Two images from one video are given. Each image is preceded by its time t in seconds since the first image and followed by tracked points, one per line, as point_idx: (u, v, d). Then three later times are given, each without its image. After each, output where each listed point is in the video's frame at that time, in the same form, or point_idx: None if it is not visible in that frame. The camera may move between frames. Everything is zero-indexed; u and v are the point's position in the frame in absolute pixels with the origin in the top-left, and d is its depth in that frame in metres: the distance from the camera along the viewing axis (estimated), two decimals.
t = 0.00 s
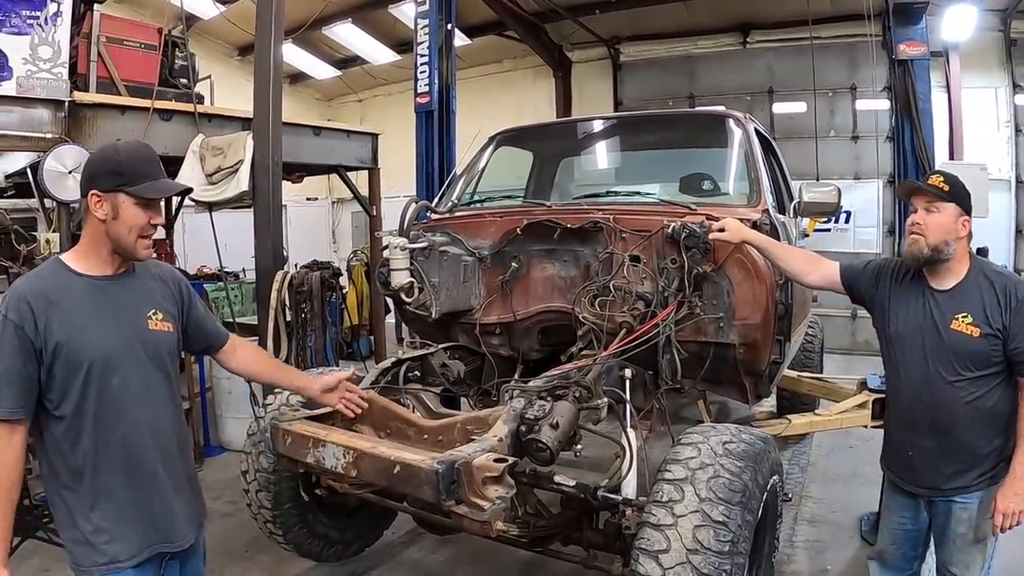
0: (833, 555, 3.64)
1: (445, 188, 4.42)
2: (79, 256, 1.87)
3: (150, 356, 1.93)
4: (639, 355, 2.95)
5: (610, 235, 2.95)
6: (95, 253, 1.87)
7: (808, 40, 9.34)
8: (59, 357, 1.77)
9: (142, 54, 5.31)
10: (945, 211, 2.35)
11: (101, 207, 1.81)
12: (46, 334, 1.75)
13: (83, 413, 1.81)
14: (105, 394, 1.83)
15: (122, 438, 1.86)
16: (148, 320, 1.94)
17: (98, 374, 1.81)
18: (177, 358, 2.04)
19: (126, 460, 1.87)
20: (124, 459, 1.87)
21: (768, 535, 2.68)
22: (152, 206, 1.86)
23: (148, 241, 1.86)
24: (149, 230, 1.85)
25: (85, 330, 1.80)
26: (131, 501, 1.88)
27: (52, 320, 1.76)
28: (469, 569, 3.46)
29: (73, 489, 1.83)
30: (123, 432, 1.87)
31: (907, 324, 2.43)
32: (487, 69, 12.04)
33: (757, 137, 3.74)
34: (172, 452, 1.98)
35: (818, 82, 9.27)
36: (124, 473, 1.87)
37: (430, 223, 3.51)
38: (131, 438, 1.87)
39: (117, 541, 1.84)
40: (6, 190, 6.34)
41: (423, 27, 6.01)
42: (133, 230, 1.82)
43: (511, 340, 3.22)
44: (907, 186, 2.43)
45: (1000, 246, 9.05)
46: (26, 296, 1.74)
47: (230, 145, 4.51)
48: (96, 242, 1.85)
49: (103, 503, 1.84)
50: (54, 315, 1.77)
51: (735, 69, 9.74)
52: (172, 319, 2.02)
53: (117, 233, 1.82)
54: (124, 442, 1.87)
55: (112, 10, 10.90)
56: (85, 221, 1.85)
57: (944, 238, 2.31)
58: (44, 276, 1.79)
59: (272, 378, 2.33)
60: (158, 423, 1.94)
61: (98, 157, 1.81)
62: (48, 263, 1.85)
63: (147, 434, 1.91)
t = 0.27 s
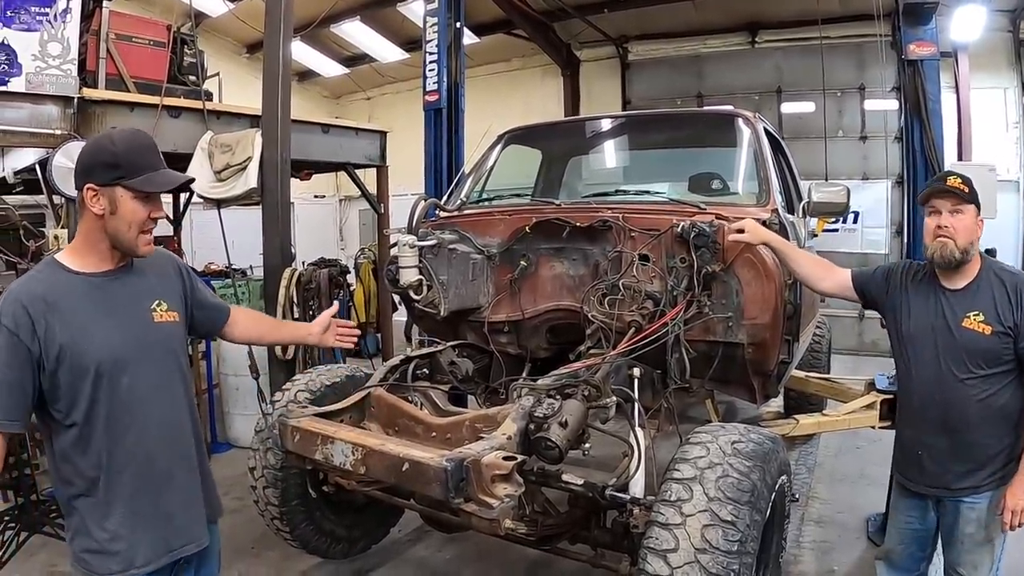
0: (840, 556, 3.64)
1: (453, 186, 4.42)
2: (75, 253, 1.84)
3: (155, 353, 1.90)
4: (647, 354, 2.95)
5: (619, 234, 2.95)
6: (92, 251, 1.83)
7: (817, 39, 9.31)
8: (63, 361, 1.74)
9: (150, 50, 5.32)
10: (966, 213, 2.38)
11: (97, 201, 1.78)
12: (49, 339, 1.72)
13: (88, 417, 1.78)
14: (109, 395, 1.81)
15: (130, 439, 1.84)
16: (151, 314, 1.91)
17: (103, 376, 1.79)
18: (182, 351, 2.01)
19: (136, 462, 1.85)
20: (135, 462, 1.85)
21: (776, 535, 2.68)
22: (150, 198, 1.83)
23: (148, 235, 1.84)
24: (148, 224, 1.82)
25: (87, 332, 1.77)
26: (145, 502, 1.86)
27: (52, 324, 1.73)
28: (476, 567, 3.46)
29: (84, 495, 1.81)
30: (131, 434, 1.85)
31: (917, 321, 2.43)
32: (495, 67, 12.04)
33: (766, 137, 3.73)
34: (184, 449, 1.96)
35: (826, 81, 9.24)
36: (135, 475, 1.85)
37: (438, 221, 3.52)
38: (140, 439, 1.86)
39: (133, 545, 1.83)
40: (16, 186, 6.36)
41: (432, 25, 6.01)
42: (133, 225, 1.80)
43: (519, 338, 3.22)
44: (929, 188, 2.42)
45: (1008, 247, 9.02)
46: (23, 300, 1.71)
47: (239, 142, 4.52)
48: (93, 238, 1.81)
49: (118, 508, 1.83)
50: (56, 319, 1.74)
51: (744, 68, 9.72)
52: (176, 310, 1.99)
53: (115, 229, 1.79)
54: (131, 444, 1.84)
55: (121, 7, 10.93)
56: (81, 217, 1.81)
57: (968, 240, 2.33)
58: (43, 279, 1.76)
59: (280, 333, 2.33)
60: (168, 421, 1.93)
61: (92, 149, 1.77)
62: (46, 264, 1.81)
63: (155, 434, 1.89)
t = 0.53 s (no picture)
0: (847, 553, 3.63)
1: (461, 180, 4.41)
2: (75, 249, 1.76)
3: (165, 351, 1.85)
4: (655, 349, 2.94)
5: (628, 228, 2.94)
6: (93, 248, 1.77)
7: (826, 34, 9.26)
8: (73, 366, 1.68)
9: (157, 44, 5.33)
10: (975, 214, 2.37)
11: (98, 195, 1.72)
12: (57, 344, 1.66)
13: (100, 422, 1.73)
14: (121, 399, 1.75)
15: (145, 443, 1.79)
16: (158, 311, 1.86)
17: (115, 379, 1.73)
18: (189, 348, 1.96)
19: (152, 465, 1.80)
20: (151, 466, 1.80)
21: (784, 531, 2.67)
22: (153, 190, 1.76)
23: (151, 229, 1.78)
24: (151, 220, 1.76)
25: (95, 334, 1.72)
26: (164, 506, 1.82)
27: (59, 328, 1.66)
28: (482, 562, 3.46)
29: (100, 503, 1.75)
30: (145, 437, 1.80)
31: (923, 316, 2.41)
32: (502, 62, 12.02)
33: (775, 132, 3.72)
34: (198, 448, 1.92)
35: (835, 77, 9.20)
36: (151, 479, 1.80)
37: (446, 215, 3.51)
38: (155, 442, 1.81)
39: (153, 550, 1.79)
40: (24, 179, 6.37)
41: (440, 18, 6.01)
42: (136, 220, 1.74)
43: (527, 332, 3.22)
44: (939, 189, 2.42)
45: (1017, 245, 8.98)
46: (26, 304, 1.64)
47: (247, 135, 4.53)
48: (92, 234, 1.74)
49: (138, 512, 1.78)
50: (62, 322, 1.67)
51: (752, 63, 9.68)
52: (181, 306, 1.94)
53: (116, 224, 1.73)
54: (146, 447, 1.79)
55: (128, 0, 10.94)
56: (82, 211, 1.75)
57: (977, 240, 2.32)
58: (44, 282, 1.69)
59: (274, 317, 2.29)
60: (182, 421, 1.88)
61: (93, 140, 1.70)
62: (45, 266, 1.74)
63: (169, 436, 1.84)
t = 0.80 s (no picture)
0: (855, 553, 3.62)
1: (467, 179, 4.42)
2: (77, 253, 1.73)
3: (171, 354, 1.84)
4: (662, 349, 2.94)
5: (635, 228, 2.94)
6: (91, 249, 1.73)
7: (832, 33, 9.23)
8: (83, 372, 1.64)
9: (164, 45, 5.32)
10: (978, 213, 2.35)
11: (83, 194, 1.69)
12: (68, 350, 1.62)
13: (109, 428, 1.70)
14: (129, 403, 1.73)
15: (153, 448, 1.78)
16: (164, 314, 1.85)
17: (124, 384, 1.71)
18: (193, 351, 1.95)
19: (161, 470, 1.79)
20: (160, 470, 1.79)
21: (791, 531, 2.66)
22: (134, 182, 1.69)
23: (138, 224, 1.70)
24: (133, 212, 1.68)
25: (104, 338, 1.69)
26: (171, 510, 1.81)
27: (69, 333, 1.62)
28: (488, 562, 3.46)
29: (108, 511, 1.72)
30: (154, 442, 1.78)
31: (928, 313, 2.41)
32: (508, 61, 12.03)
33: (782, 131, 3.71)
34: (204, 452, 1.91)
35: (841, 75, 9.17)
36: (160, 484, 1.79)
37: (453, 215, 3.51)
38: (163, 446, 1.80)
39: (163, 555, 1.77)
40: (31, 180, 6.39)
41: (446, 18, 6.02)
42: (114, 213, 1.67)
43: (534, 332, 3.21)
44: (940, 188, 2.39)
45: None
46: (35, 309, 1.59)
47: (253, 136, 4.54)
48: (87, 236, 1.72)
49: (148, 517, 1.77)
50: (71, 328, 1.63)
51: (758, 62, 9.66)
52: (185, 308, 1.94)
53: (99, 220, 1.68)
54: (154, 452, 1.78)
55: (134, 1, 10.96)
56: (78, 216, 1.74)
57: (982, 239, 2.32)
58: (50, 286, 1.64)
59: (271, 314, 2.35)
60: (188, 423, 1.87)
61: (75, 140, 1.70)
62: (47, 269, 1.69)
63: (176, 440, 1.83)
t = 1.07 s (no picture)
0: (857, 552, 3.62)
1: (468, 181, 4.42)
2: (76, 260, 1.72)
3: (175, 361, 1.83)
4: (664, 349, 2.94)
5: (636, 229, 2.94)
6: (85, 255, 1.71)
7: (832, 33, 9.24)
8: (87, 380, 1.64)
9: (164, 48, 5.34)
10: (954, 219, 2.33)
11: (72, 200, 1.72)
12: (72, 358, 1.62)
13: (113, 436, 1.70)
14: (133, 411, 1.72)
15: (158, 456, 1.77)
16: (167, 321, 1.85)
17: (127, 392, 1.71)
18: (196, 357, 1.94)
19: (165, 478, 1.78)
20: (164, 478, 1.78)
21: (793, 531, 2.67)
22: (109, 184, 1.68)
23: (112, 224, 1.67)
24: (104, 213, 1.66)
25: (106, 346, 1.68)
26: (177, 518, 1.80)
27: (74, 341, 1.62)
28: (490, 563, 3.47)
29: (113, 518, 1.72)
30: (158, 450, 1.77)
31: (927, 313, 2.41)
32: (508, 63, 12.05)
33: (782, 131, 3.71)
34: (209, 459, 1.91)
35: (841, 75, 9.18)
36: (165, 493, 1.78)
37: (454, 217, 3.51)
38: (168, 454, 1.79)
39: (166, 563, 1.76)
40: (31, 184, 6.39)
41: (446, 21, 6.03)
42: (88, 215, 1.66)
43: (536, 333, 3.22)
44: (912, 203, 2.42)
45: None
46: (41, 317, 1.58)
47: (253, 139, 4.54)
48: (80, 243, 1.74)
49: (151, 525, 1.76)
50: (75, 335, 1.63)
51: (757, 62, 9.67)
52: (187, 315, 1.93)
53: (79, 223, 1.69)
54: (157, 460, 1.77)
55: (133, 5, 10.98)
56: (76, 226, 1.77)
57: (960, 243, 2.30)
58: (52, 294, 1.64)
59: (270, 314, 2.35)
60: (192, 431, 1.86)
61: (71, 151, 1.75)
62: (48, 277, 1.69)
63: (181, 447, 1.82)
